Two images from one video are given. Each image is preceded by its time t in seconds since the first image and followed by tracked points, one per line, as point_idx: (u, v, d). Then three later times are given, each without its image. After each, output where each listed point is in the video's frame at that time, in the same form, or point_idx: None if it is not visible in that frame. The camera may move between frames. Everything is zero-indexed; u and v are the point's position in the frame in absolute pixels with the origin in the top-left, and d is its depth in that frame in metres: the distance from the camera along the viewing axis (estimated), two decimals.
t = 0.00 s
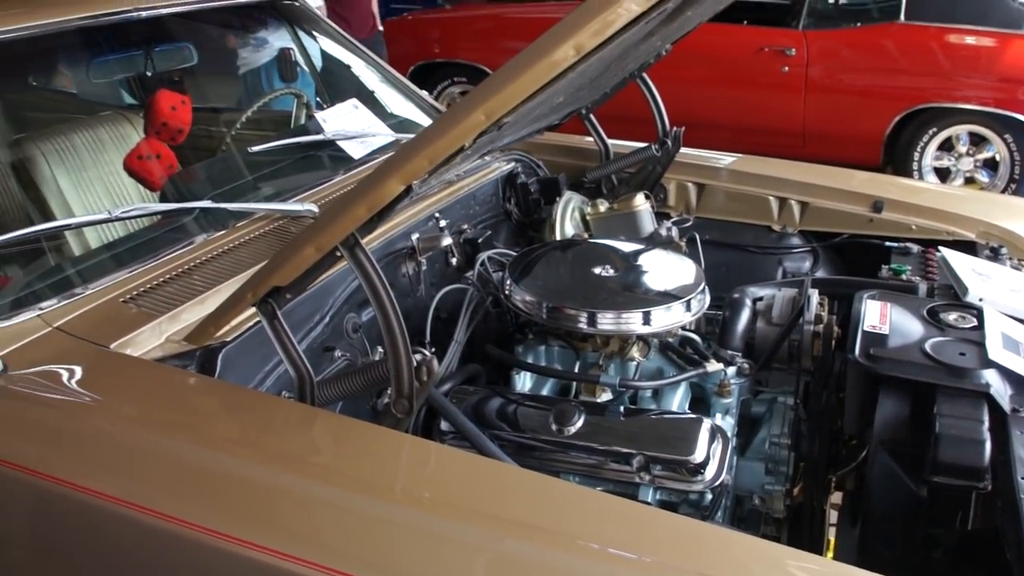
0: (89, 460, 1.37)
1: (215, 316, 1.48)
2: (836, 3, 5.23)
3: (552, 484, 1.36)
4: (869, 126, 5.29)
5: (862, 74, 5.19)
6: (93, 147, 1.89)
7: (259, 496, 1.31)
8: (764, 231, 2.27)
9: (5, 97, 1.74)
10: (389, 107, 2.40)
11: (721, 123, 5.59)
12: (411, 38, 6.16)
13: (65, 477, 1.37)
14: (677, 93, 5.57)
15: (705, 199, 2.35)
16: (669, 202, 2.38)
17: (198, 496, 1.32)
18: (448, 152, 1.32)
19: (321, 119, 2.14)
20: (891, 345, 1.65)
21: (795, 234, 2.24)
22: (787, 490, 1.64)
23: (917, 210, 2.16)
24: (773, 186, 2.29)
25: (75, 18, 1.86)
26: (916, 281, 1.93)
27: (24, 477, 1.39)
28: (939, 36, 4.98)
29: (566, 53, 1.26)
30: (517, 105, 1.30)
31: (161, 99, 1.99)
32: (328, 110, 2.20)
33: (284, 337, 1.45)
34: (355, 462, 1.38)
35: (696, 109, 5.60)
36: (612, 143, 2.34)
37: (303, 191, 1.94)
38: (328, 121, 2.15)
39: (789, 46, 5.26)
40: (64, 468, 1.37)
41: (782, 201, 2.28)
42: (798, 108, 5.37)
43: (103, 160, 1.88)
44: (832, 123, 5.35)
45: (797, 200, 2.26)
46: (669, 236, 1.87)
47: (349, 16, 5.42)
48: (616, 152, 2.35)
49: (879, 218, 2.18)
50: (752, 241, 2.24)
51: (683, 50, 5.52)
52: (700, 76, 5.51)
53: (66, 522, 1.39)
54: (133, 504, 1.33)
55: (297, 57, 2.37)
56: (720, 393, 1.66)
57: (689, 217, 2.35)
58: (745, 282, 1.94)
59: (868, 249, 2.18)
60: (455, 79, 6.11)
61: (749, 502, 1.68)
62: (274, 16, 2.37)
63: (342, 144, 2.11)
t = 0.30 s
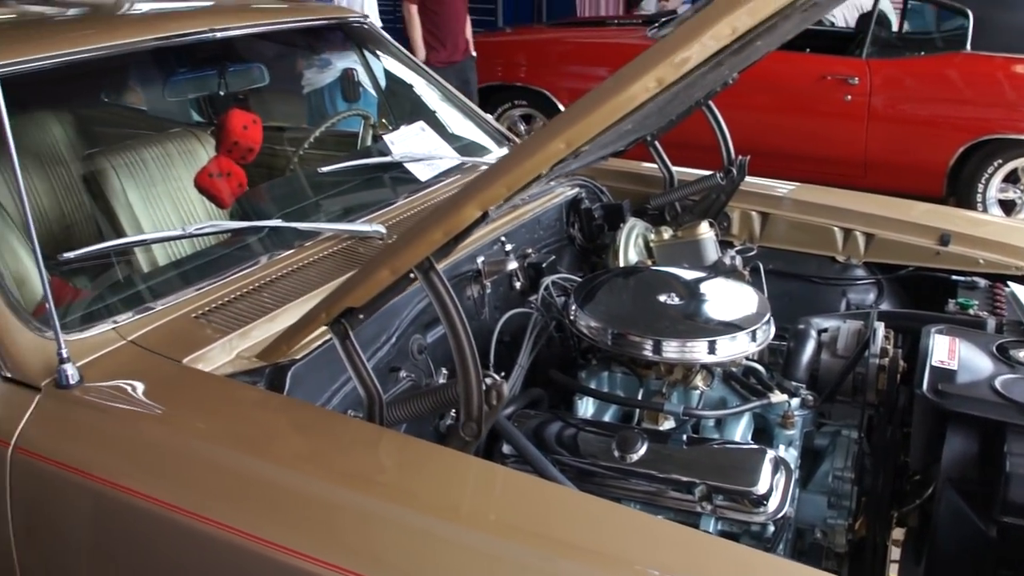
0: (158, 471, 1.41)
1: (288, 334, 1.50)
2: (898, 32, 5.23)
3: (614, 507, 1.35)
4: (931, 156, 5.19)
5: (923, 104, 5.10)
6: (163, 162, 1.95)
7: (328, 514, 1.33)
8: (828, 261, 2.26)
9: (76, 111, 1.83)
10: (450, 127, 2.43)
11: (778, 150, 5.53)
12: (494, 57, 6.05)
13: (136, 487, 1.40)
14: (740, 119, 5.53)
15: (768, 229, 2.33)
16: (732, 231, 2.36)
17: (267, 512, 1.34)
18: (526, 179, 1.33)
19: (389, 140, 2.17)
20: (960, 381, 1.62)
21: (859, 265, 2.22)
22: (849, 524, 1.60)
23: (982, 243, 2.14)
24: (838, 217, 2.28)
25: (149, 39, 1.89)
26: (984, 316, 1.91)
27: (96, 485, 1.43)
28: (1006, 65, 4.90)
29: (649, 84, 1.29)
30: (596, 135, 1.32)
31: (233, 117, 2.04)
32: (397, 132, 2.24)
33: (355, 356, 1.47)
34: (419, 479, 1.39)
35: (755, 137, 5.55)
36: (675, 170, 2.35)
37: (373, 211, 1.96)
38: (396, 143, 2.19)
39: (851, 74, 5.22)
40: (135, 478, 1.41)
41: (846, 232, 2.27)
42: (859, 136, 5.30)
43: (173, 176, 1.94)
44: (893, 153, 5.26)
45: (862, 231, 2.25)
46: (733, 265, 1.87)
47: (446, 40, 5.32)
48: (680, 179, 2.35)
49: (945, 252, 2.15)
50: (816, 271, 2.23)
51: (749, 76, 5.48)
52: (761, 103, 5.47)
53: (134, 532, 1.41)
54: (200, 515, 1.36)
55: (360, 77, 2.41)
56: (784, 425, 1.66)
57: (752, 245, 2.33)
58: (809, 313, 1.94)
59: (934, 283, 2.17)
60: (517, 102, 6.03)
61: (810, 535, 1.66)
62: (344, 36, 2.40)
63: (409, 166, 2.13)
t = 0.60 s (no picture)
0: (230, 480, 1.43)
1: (364, 349, 1.51)
2: (966, 58, 5.16)
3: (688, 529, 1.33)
4: (1001, 184, 4.99)
5: (993, 131, 4.96)
6: (232, 174, 1.98)
7: (399, 529, 1.33)
8: (898, 288, 2.24)
9: (150, 123, 1.90)
10: (514, 143, 2.39)
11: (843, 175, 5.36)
12: (566, 75, 5.83)
13: (208, 495, 1.43)
14: (812, 145, 5.35)
15: (837, 255, 2.32)
16: (801, 256, 2.37)
17: (338, 526, 1.35)
18: (609, 202, 1.35)
19: (460, 158, 2.16)
20: None
21: (931, 294, 2.20)
22: (919, 557, 1.59)
23: None
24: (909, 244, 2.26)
25: (223, 55, 1.88)
26: None
27: (171, 492, 1.46)
28: None
29: (736, 109, 1.32)
30: (681, 160, 1.34)
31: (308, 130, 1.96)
32: (468, 150, 2.23)
33: (429, 372, 1.48)
34: (491, 495, 1.39)
35: (818, 161, 5.39)
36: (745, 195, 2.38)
37: (446, 228, 1.97)
38: (467, 160, 2.18)
39: (920, 99, 5.10)
40: (208, 487, 1.43)
41: (918, 260, 2.24)
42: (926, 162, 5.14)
43: (242, 188, 1.97)
44: (962, 180, 5.09)
45: (934, 259, 2.22)
46: (802, 290, 1.86)
47: (536, 58, 5.31)
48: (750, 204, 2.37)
49: (1020, 282, 2.13)
50: (886, 297, 2.23)
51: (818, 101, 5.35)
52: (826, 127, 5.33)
53: (206, 540, 1.43)
54: (273, 526, 1.38)
55: (422, 92, 2.38)
56: (853, 453, 1.64)
57: (821, 271, 2.33)
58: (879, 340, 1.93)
59: (1008, 313, 2.14)
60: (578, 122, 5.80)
61: (877, 566, 1.62)
62: (411, 53, 2.35)
63: (479, 185, 2.13)
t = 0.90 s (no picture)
0: (291, 488, 1.44)
1: (433, 363, 1.52)
2: None
3: (749, 551, 1.31)
4: None
5: None
6: (296, 185, 2.01)
7: (456, 541, 1.33)
8: (965, 314, 2.19)
9: (217, 135, 1.90)
10: (575, 157, 2.38)
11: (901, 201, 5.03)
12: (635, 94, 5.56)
13: (268, 501, 1.44)
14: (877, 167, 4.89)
15: (902, 279, 2.28)
16: (865, 279, 2.33)
17: (397, 536, 1.35)
18: (684, 223, 1.37)
19: (526, 174, 2.15)
20: None
21: (998, 320, 2.15)
22: None
23: None
24: (978, 269, 2.21)
25: (288, 70, 1.88)
26: None
27: (232, 498, 1.47)
28: None
29: (815, 134, 1.34)
30: (756, 185, 1.37)
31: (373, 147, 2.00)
32: (533, 166, 2.22)
33: (496, 388, 1.50)
34: (553, 514, 1.37)
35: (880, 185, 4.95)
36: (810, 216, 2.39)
37: (509, 244, 1.97)
38: (531, 177, 2.18)
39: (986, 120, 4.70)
40: (271, 494, 1.45)
41: (986, 285, 2.18)
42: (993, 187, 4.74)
43: (306, 201, 1.99)
44: None
45: (1002, 285, 2.16)
46: (867, 313, 1.85)
47: (620, 80, 5.11)
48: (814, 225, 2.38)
49: None
50: (951, 323, 2.19)
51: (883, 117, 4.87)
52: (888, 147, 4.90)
53: (264, 545, 1.45)
54: (334, 535, 1.39)
55: (481, 106, 2.35)
56: (919, 481, 1.63)
57: (885, 295, 2.29)
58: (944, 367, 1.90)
59: None
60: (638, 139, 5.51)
61: None
62: (475, 67, 2.35)
63: (544, 202, 2.12)
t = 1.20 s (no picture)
0: (341, 499, 1.45)
1: (488, 380, 1.52)
2: None
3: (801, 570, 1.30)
4: None
5: None
6: (348, 199, 2.02)
7: (505, 555, 1.33)
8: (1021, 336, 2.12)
9: (269, 149, 1.92)
10: (623, 172, 2.38)
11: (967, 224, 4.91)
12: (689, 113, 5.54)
13: (318, 512, 1.46)
14: (932, 188, 4.84)
15: (957, 300, 2.24)
16: (919, 299, 2.29)
17: (447, 549, 1.36)
18: (746, 242, 1.39)
19: (578, 191, 2.15)
20: None
21: None
22: None
23: None
24: None
25: (343, 85, 1.91)
26: None
27: (283, 508, 1.49)
28: None
29: (878, 157, 1.35)
30: (817, 207, 1.39)
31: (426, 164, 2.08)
32: (585, 183, 2.22)
33: (550, 405, 1.51)
34: (604, 529, 1.36)
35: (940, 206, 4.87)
36: (862, 236, 2.41)
37: (560, 261, 1.97)
38: (584, 194, 2.16)
39: None
40: (322, 505, 1.46)
41: None
42: None
43: (357, 215, 2.01)
44: None
45: None
46: (921, 334, 1.84)
47: (700, 100, 4.90)
48: (866, 245, 2.39)
49: None
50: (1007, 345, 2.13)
51: (945, 141, 4.82)
52: (946, 168, 4.82)
53: (314, 555, 1.46)
54: (383, 547, 1.39)
55: (537, 120, 2.37)
56: (974, 506, 1.61)
57: (939, 316, 2.25)
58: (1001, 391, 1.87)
59: None
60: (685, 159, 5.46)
61: None
62: (526, 82, 2.34)
63: (596, 219, 2.12)
